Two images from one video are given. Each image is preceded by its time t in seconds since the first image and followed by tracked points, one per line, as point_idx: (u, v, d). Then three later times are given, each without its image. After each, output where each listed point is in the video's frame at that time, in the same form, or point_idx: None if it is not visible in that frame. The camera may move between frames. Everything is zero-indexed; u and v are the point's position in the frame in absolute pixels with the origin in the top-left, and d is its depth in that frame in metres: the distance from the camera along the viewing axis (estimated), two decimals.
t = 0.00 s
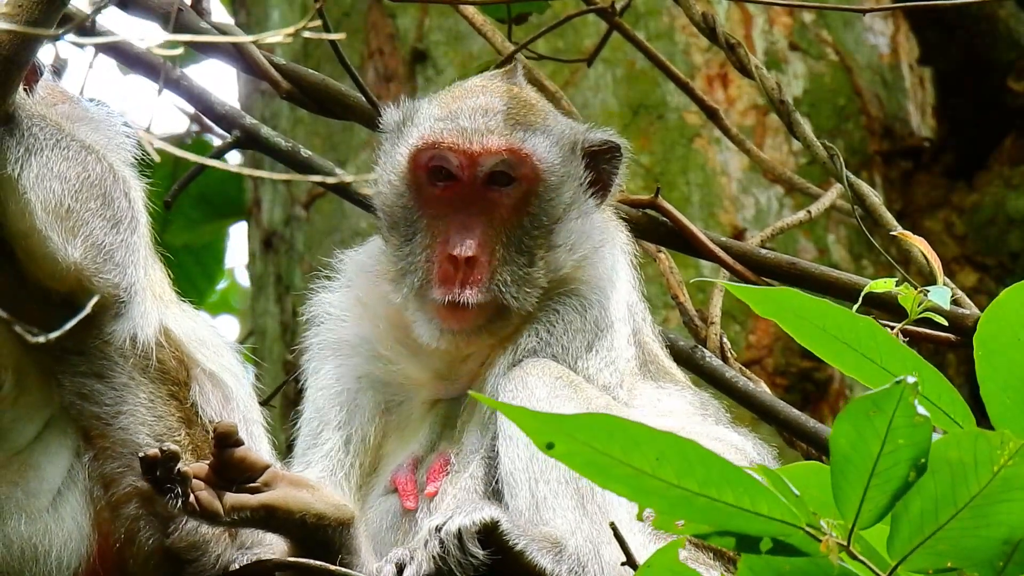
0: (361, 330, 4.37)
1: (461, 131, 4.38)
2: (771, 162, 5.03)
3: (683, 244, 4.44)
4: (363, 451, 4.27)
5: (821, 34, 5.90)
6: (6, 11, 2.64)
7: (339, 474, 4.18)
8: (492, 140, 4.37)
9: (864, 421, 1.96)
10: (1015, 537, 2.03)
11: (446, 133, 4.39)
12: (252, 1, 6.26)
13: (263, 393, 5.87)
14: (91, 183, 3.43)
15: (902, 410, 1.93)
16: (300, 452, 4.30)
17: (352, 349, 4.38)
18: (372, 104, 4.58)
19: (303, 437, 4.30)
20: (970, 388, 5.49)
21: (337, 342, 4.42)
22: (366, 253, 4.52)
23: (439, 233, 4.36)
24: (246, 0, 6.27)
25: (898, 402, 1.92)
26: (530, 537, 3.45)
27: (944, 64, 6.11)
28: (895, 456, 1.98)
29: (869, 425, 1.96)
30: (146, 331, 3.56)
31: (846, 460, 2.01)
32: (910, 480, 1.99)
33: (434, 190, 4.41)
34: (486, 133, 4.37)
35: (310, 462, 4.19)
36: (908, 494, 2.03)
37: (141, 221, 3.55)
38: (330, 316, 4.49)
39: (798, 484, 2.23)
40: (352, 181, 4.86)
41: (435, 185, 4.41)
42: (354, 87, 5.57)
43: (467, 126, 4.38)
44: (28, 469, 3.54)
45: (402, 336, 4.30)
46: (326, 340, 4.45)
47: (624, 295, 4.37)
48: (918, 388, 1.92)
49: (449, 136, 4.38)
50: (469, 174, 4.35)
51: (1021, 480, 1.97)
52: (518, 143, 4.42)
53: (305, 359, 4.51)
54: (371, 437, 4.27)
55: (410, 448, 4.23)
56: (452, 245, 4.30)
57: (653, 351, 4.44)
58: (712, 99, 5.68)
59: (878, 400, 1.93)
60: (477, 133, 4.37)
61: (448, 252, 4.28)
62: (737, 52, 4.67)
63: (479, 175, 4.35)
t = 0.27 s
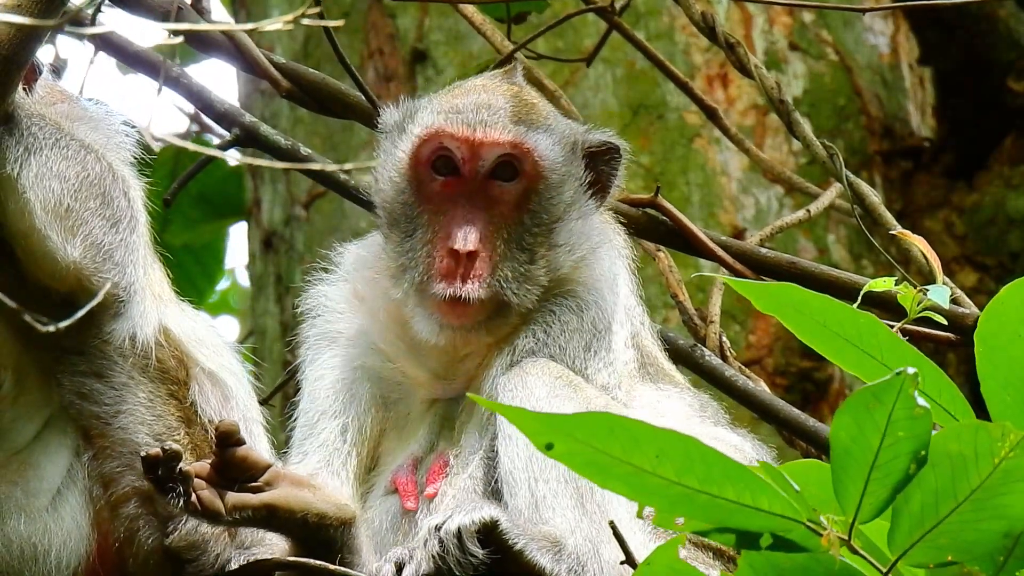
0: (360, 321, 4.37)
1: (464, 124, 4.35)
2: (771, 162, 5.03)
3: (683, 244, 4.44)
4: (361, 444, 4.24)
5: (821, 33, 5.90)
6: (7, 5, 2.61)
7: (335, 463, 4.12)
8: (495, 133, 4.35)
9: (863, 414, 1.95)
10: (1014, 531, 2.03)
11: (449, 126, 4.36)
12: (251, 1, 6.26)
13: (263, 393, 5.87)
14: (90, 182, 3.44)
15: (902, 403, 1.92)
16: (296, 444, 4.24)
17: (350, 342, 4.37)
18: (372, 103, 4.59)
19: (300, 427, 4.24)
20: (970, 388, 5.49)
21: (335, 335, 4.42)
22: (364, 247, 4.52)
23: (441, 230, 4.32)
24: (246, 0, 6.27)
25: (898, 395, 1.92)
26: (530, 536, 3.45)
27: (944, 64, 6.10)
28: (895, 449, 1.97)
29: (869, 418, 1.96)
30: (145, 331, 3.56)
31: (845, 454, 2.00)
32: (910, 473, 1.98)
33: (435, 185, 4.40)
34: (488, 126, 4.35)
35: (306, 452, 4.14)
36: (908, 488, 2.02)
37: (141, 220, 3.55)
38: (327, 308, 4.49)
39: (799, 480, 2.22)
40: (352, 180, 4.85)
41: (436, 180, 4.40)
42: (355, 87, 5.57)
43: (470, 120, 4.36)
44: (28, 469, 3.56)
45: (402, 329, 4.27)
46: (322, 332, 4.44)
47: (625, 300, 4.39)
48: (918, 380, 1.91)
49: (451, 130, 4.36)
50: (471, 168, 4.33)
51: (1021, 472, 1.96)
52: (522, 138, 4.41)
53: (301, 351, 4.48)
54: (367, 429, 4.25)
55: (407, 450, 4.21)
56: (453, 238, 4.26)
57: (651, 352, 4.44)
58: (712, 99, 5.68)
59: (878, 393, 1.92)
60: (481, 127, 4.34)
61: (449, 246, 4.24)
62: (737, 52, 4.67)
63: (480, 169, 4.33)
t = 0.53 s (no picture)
0: (360, 318, 4.37)
1: (475, 119, 4.36)
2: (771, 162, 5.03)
3: (683, 244, 4.43)
4: (359, 441, 4.22)
5: (821, 34, 5.90)
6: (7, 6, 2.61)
7: (333, 459, 4.10)
8: (504, 129, 4.36)
9: (861, 417, 1.95)
10: (1012, 533, 2.03)
11: (459, 120, 4.37)
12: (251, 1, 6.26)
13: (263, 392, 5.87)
14: (89, 183, 3.43)
15: (899, 406, 1.92)
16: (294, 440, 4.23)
17: (350, 339, 4.35)
18: (372, 102, 4.58)
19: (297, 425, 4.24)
20: (970, 388, 5.49)
21: (335, 330, 4.41)
22: (366, 243, 4.50)
23: (448, 223, 4.32)
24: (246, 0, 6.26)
25: (896, 397, 1.91)
26: (529, 537, 3.45)
27: (943, 64, 6.10)
28: (892, 452, 1.97)
29: (866, 421, 1.95)
30: (145, 331, 3.55)
31: (844, 456, 1.99)
32: (907, 476, 1.99)
33: (442, 178, 4.40)
34: (498, 121, 4.36)
35: (305, 447, 4.12)
36: (906, 489, 2.03)
37: (140, 221, 3.55)
38: (327, 303, 4.47)
39: (798, 481, 2.21)
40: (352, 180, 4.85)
41: (444, 174, 4.40)
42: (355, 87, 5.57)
43: (481, 114, 4.37)
44: (27, 469, 3.57)
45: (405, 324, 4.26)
46: (323, 327, 4.43)
47: (627, 303, 4.36)
48: (915, 382, 1.91)
49: (461, 124, 4.37)
50: (480, 162, 4.34)
51: (1019, 475, 1.96)
52: (530, 134, 4.42)
53: (300, 347, 4.47)
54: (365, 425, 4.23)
55: (405, 451, 4.21)
56: (461, 231, 4.26)
57: (651, 353, 4.43)
58: (712, 99, 5.68)
59: (876, 396, 1.92)
60: (492, 121, 4.36)
61: (457, 239, 4.24)
62: (737, 52, 4.67)
63: (489, 164, 4.34)
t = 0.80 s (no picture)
0: (359, 317, 4.33)
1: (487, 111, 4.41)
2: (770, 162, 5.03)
3: (682, 244, 4.44)
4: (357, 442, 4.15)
5: (821, 34, 5.90)
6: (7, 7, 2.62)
7: (331, 458, 4.03)
8: (514, 122, 4.42)
9: (858, 419, 1.96)
10: (1010, 533, 2.02)
11: (471, 111, 4.42)
12: (251, 2, 6.26)
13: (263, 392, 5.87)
14: (88, 182, 3.44)
15: (895, 406, 1.93)
16: (290, 440, 4.16)
17: (350, 339, 4.31)
18: (371, 101, 4.58)
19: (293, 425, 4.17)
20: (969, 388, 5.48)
21: (333, 331, 4.35)
22: (366, 241, 4.50)
23: (457, 212, 4.31)
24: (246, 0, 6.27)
25: (892, 398, 1.93)
26: (527, 537, 3.46)
27: (943, 63, 6.11)
28: (889, 453, 1.98)
29: (863, 423, 1.97)
30: (143, 331, 3.55)
31: (841, 459, 2.00)
32: (904, 477, 1.99)
33: (450, 168, 4.42)
34: (509, 113, 4.42)
35: (302, 447, 4.05)
36: (903, 491, 2.03)
37: (139, 221, 3.55)
38: (325, 303, 4.42)
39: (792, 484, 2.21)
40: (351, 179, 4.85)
41: (453, 165, 4.43)
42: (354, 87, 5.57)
43: (495, 105, 4.42)
44: (25, 469, 3.56)
45: (408, 319, 4.26)
46: (321, 327, 4.36)
47: (613, 299, 4.35)
48: (910, 382, 1.93)
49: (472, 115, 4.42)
50: (490, 154, 4.37)
51: (1016, 474, 1.96)
52: (541, 128, 4.48)
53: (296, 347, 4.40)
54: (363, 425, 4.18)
55: (402, 453, 4.20)
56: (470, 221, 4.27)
57: (647, 351, 4.43)
58: (711, 99, 5.68)
59: (872, 397, 1.93)
60: (504, 112, 4.41)
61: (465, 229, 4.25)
62: (736, 52, 4.67)
63: (499, 155, 4.38)
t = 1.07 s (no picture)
0: (358, 315, 4.30)
1: (511, 94, 4.52)
2: (770, 162, 5.02)
3: (681, 243, 4.44)
4: (354, 441, 4.11)
5: (822, 34, 5.90)
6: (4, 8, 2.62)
7: (327, 457, 4.00)
8: (536, 106, 4.54)
9: (855, 418, 1.97)
10: (1007, 532, 2.02)
11: (495, 94, 4.53)
12: (251, 2, 6.26)
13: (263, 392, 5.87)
14: (85, 183, 3.44)
15: (893, 405, 1.94)
16: (287, 438, 4.12)
17: (348, 336, 4.28)
18: (370, 102, 4.57)
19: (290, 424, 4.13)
20: (969, 388, 5.48)
21: (332, 327, 4.32)
22: (376, 233, 4.47)
23: (477, 188, 4.37)
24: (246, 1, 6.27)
25: (889, 396, 1.93)
26: (525, 537, 3.45)
27: (943, 63, 6.13)
28: (887, 450, 1.98)
29: (860, 421, 1.97)
30: (140, 331, 3.54)
31: (838, 456, 2.01)
32: (902, 475, 1.99)
33: (469, 150, 4.51)
34: (531, 97, 4.54)
35: (298, 446, 4.02)
36: (900, 490, 2.02)
37: (137, 221, 3.55)
38: (324, 299, 4.40)
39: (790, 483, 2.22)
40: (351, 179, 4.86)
41: (472, 145, 4.51)
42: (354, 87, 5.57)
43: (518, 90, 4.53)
44: (24, 469, 3.58)
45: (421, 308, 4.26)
46: (320, 323, 4.34)
47: (613, 301, 4.41)
48: (908, 381, 1.93)
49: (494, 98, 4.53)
50: (510, 136, 4.46)
51: (1013, 472, 1.95)
52: (562, 116, 4.60)
53: (293, 342, 4.37)
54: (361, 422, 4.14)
55: (399, 453, 4.19)
56: (489, 198, 4.31)
57: (644, 355, 4.47)
58: (711, 99, 5.68)
59: (869, 394, 1.94)
60: (527, 97, 4.53)
61: (485, 205, 4.29)
62: (735, 52, 4.66)
63: (518, 138, 4.47)
